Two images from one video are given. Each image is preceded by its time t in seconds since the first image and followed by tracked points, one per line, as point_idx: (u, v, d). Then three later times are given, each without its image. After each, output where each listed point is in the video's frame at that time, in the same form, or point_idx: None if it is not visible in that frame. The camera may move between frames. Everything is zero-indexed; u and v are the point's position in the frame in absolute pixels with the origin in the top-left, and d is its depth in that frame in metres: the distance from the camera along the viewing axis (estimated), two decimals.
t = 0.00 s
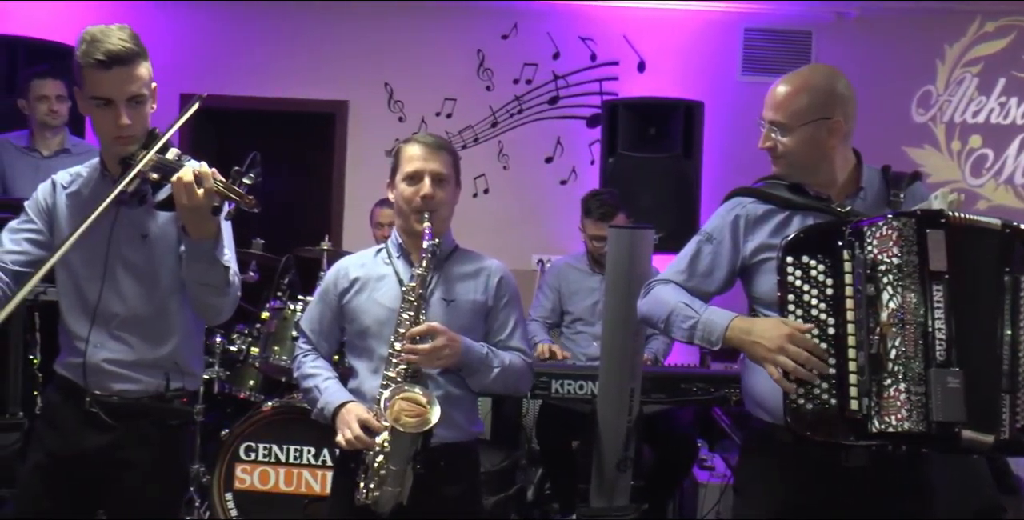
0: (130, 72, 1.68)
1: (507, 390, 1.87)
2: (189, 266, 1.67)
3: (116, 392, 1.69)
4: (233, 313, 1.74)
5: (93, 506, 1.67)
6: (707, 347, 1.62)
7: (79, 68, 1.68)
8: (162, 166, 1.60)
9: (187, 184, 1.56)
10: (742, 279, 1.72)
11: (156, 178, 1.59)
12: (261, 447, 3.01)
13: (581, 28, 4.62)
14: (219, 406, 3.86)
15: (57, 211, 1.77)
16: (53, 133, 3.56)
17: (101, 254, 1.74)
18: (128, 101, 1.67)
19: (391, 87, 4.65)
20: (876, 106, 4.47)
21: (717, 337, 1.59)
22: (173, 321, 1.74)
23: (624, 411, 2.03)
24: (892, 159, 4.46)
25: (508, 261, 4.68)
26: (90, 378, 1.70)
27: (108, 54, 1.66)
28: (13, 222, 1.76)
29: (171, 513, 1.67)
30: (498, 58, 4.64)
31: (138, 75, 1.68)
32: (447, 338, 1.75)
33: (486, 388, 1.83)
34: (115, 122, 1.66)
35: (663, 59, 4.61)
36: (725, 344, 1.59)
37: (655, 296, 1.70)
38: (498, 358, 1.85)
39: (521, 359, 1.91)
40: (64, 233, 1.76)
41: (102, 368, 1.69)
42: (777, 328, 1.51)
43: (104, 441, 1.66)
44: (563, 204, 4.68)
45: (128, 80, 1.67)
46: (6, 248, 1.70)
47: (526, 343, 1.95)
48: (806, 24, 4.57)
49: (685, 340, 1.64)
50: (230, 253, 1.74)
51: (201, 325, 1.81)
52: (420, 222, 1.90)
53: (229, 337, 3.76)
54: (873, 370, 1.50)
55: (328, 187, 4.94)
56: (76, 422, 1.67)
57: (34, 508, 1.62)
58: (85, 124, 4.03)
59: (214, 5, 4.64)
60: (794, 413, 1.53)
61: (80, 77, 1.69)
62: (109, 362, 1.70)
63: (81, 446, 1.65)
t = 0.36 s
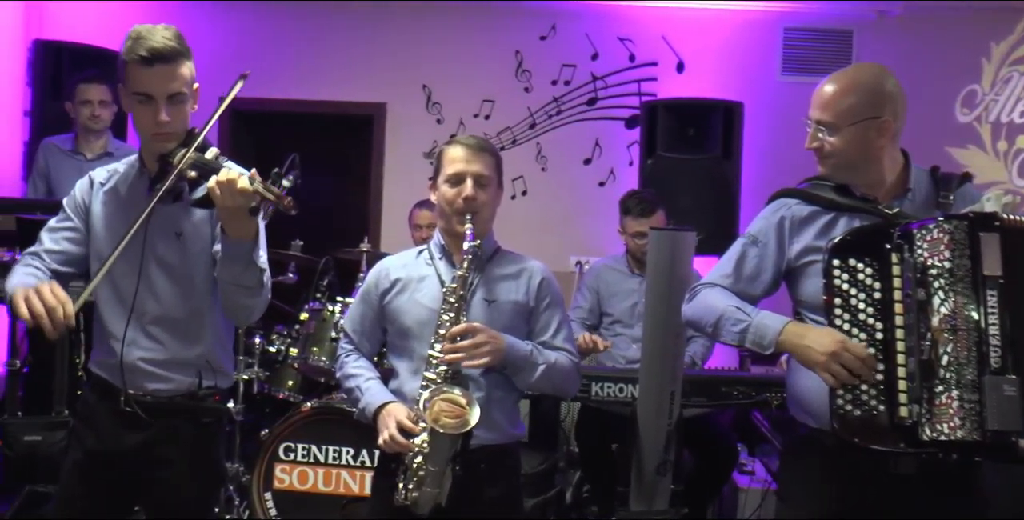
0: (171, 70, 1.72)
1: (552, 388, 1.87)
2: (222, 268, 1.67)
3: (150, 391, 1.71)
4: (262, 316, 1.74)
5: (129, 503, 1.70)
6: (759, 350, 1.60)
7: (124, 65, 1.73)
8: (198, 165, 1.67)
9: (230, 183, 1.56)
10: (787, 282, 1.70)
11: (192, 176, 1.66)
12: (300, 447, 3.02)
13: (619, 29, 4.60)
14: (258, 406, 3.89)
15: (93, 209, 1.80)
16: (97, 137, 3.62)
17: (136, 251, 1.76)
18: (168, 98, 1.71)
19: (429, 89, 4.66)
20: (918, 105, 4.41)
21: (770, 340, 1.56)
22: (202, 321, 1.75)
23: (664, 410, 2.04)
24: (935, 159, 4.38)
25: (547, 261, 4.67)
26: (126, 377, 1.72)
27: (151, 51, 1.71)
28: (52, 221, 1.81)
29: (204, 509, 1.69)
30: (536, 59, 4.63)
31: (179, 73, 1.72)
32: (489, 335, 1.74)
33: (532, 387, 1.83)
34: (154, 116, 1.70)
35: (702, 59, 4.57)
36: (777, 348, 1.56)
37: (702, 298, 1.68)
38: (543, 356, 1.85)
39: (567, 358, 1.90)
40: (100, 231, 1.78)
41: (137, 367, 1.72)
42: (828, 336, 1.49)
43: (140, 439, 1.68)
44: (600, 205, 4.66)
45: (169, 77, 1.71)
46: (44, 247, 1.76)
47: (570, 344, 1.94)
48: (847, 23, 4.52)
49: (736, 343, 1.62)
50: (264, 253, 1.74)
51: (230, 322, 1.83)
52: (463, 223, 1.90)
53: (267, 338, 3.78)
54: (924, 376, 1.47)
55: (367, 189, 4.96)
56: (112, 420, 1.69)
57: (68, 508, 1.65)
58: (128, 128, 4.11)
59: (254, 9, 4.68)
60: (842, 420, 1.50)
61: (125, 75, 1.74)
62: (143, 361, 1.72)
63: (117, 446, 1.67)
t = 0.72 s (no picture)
0: (206, 71, 1.77)
1: (594, 394, 1.86)
2: (249, 261, 1.67)
3: (175, 387, 1.73)
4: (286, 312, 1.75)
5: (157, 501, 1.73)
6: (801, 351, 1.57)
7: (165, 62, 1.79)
8: (234, 159, 1.71)
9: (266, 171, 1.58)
10: (835, 287, 1.66)
11: (227, 170, 1.70)
12: (340, 446, 3.03)
13: (661, 30, 4.57)
14: (299, 405, 3.92)
15: (123, 200, 1.82)
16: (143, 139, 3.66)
17: (164, 246, 1.78)
18: (198, 98, 1.75)
19: (471, 89, 4.67)
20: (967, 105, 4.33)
21: (813, 342, 1.54)
22: (226, 317, 1.77)
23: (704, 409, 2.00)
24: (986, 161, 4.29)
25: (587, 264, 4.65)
26: (153, 373, 1.74)
27: (185, 50, 1.77)
28: (79, 205, 1.81)
29: (229, 503, 1.72)
30: (578, 59, 4.62)
31: (213, 76, 1.77)
32: (536, 340, 1.74)
33: (573, 391, 1.82)
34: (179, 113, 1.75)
35: (745, 60, 4.53)
36: (821, 349, 1.54)
37: (744, 300, 1.65)
38: (585, 362, 1.83)
39: (609, 364, 1.89)
40: (128, 223, 1.80)
41: (164, 362, 1.74)
42: (873, 334, 1.46)
43: (165, 436, 1.70)
44: (638, 206, 4.63)
45: (202, 78, 1.76)
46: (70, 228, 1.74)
47: (612, 348, 1.92)
48: (893, 22, 4.45)
49: (779, 344, 1.60)
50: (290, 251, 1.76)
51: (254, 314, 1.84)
52: (509, 225, 1.90)
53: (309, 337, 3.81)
54: (984, 387, 1.45)
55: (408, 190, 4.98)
56: (138, 416, 1.72)
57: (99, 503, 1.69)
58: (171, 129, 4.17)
59: (297, 11, 4.72)
60: (895, 430, 1.47)
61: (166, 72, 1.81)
62: (169, 356, 1.74)
63: (142, 443, 1.70)
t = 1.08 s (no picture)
0: (225, 69, 1.78)
1: (640, 400, 1.85)
2: (278, 248, 1.68)
3: (201, 383, 1.74)
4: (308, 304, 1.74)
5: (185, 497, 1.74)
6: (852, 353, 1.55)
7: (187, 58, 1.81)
8: (257, 155, 1.77)
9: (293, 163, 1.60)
10: (885, 294, 1.64)
11: (250, 166, 1.77)
12: (383, 447, 3.04)
13: (707, 31, 4.53)
14: (340, 404, 3.94)
15: (145, 199, 1.84)
16: (188, 140, 3.70)
17: (188, 243, 1.80)
18: (215, 95, 1.77)
19: (515, 91, 4.67)
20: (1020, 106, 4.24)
21: (863, 342, 1.52)
22: (250, 312, 1.78)
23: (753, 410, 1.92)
24: None
25: (632, 267, 4.62)
26: (178, 369, 1.74)
27: (210, 45, 1.78)
28: (100, 205, 1.83)
29: (255, 497, 1.73)
30: (622, 61, 4.60)
31: (233, 73, 1.78)
32: (583, 349, 1.73)
33: (619, 400, 1.82)
34: (197, 109, 1.77)
35: (790, 62, 4.48)
36: (872, 349, 1.52)
37: (791, 303, 1.62)
38: (631, 370, 1.83)
39: (654, 370, 1.88)
40: (150, 222, 1.83)
41: (191, 357, 1.74)
42: (928, 335, 1.44)
43: (191, 431, 1.71)
44: (679, 208, 4.60)
45: (220, 75, 1.77)
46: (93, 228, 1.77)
47: (658, 353, 1.91)
48: (943, 23, 4.38)
49: (827, 346, 1.58)
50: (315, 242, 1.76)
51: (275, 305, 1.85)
52: (554, 227, 1.91)
53: (351, 337, 3.84)
54: None
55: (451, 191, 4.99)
56: (164, 413, 1.72)
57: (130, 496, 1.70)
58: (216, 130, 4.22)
59: (343, 13, 4.76)
60: (950, 440, 1.44)
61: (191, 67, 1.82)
62: (194, 350, 1.74)
63: (167, 438, 1.70)
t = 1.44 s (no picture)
0: (242, 76, 1.78)
1: (688, 403, 1.84)
2: (297, 249, 1.68)
3: (225, 377, 1.75)
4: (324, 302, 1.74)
5: (210, 491, 1.75)
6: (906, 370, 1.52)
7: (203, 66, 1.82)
8: (276, 158, 1.80)
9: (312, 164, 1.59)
10: (939, 303, 1.61)
11: (270, 168, 1.80)
12: (426, 448, 3.05)
13: (753, 31, 4.49)
14: (382, 404, 3.97)
15: (167, 197, 1.86)
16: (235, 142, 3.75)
17: (210, 242, 1.81)
18: (232, 102, 1.78)
19: (559, 93, 4.68)
20: None
21: (918, 359, 1.49)
22: (272, 310, 1.79)
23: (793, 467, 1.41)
24: None
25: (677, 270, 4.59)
26: (204, 363, 1.75)
27: (225, 54, 1.79)
28: (121, 205, 1.85)
29: (278, 489, 1.75)
30: (667, 62, 4.58)
31: (249, 80, 1.78)
32: (632, 351, 1.72)
33: (667, 401, 1.81)
34: (215, 115, 1.78)
35: (838, 63, 4.42)
36: (927, 367, 1.49)
37: (843, 317, 1.59)
38: (680, 371, 1.82)
39: (703, 372, 1.87)
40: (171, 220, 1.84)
41: (214, 351, 1.75)
42: (985, 351, 1.42)
43: (216, 426, 1.72)
44: (721, 210, 4.57)
45: (236, 83, 1.77)
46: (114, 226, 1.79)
47: (706, 356, 1.91)
48: (995, 21, 4.30)
49: (879, 362, 1.54)
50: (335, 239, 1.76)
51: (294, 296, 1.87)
52: (603, 229, 1.90)
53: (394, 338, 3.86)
54: None
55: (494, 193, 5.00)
56: (189, 407, 1.73)
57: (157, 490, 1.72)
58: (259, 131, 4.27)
59: (387, 16, 4.81)
60: (1007, 456, 1.43)
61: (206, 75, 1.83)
62: (218, 345, 1.75)
63: (195, 432, 1.72)
